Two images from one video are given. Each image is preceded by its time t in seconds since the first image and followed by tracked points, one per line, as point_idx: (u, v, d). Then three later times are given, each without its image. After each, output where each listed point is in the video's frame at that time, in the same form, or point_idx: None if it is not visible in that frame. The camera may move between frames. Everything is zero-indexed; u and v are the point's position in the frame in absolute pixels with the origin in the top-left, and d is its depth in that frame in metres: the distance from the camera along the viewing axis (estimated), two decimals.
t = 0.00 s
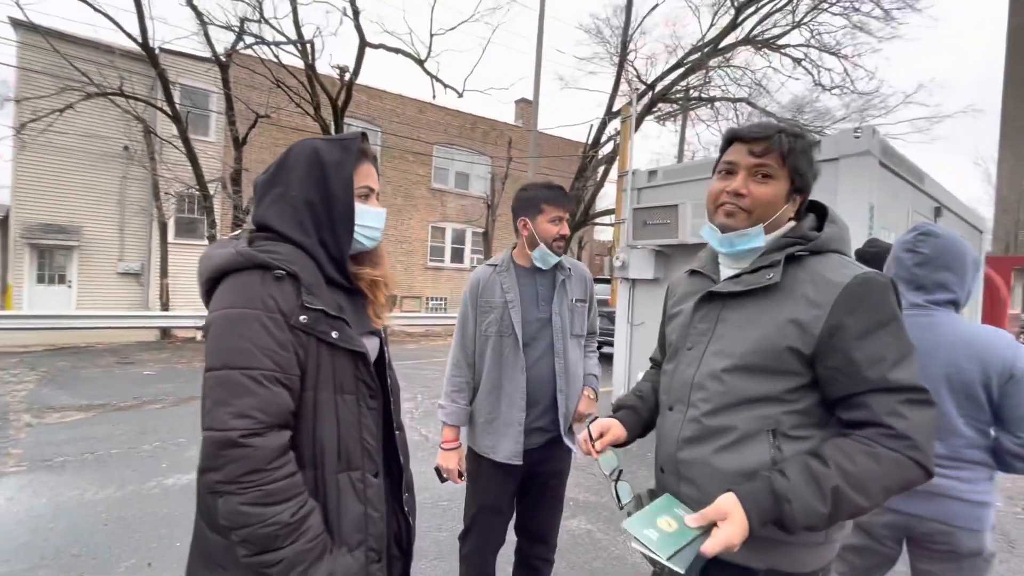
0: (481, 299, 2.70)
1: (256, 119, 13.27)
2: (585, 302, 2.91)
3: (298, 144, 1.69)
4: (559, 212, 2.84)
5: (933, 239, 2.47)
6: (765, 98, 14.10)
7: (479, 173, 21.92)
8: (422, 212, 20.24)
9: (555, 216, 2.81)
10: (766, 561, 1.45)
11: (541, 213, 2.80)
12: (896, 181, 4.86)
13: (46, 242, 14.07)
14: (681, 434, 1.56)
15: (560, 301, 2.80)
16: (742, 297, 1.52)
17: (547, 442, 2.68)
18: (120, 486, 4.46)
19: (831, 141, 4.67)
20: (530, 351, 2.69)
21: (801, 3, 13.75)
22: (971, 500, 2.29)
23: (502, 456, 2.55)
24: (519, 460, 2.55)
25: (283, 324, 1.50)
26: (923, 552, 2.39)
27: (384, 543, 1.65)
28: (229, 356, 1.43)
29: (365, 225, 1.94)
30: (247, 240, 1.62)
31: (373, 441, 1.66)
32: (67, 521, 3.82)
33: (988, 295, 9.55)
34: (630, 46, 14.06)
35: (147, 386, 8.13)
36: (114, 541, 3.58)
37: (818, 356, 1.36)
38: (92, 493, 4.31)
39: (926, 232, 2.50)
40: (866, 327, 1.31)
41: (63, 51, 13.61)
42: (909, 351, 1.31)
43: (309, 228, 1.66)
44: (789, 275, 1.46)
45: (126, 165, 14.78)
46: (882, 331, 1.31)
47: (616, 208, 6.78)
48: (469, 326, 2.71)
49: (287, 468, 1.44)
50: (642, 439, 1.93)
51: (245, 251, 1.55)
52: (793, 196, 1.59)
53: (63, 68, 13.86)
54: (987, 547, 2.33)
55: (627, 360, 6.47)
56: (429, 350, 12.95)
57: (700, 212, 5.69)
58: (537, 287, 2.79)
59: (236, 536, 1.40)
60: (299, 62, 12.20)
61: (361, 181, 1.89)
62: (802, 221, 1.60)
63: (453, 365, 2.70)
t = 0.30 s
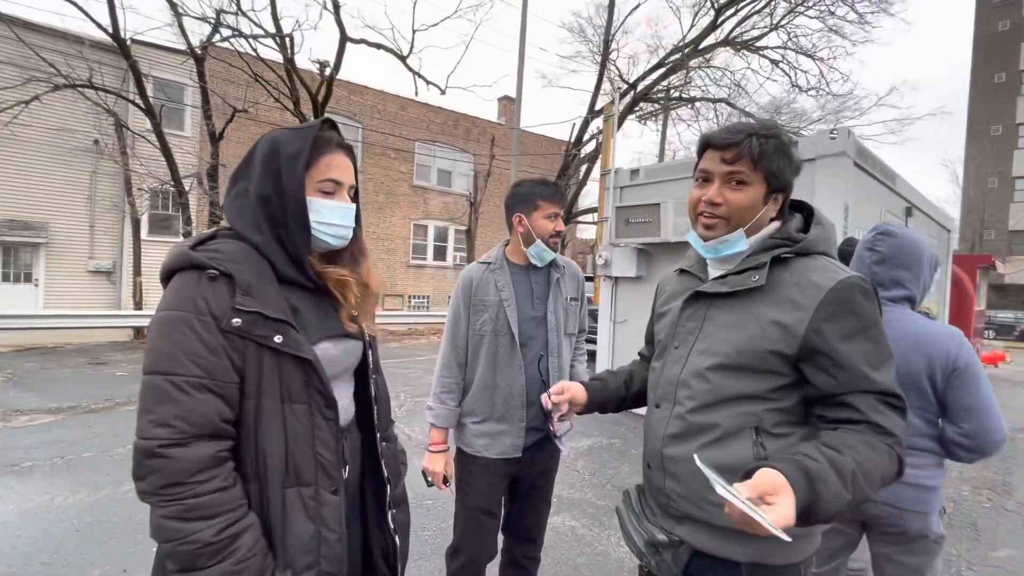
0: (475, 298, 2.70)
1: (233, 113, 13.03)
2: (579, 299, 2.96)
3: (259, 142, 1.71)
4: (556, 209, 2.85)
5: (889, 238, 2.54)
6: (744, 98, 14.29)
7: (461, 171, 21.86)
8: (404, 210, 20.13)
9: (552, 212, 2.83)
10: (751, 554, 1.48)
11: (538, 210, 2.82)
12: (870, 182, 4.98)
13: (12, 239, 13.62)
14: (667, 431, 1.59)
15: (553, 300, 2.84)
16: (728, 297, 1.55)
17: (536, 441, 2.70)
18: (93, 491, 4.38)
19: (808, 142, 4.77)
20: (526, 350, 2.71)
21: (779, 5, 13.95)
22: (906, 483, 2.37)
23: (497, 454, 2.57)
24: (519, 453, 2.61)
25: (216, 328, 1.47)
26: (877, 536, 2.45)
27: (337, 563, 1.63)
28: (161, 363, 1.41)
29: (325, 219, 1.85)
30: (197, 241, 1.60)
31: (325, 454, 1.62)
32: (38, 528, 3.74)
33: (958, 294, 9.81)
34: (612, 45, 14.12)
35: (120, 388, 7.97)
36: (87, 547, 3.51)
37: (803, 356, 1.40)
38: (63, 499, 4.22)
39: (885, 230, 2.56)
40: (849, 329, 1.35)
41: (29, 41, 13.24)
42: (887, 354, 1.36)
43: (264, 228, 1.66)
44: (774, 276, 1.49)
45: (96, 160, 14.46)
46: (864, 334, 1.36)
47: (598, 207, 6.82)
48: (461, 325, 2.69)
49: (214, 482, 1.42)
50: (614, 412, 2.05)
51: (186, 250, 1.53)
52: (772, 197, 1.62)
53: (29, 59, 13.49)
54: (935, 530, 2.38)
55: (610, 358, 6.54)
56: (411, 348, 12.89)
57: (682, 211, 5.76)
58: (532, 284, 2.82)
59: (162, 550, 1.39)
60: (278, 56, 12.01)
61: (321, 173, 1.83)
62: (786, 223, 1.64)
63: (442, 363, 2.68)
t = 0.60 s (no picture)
0: (455, 298, 2.65)
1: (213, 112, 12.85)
2: (555, 300, 2.96)
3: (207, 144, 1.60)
4: (522, 206, 2.82)
5: (845, 238, 2.59)
6: (726, 99, 14.45)
7: (446, 170, 21.81)
8: (389, 210, 20.04)
9: (517, 210, 2.81)
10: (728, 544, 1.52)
11: (502, 208, 2.81)
12: (847, 182, 5.08)
13: None
14: (651, 425, 1.63)
15: (532, 301, 2.83)
16: (709, 294, 1.59)
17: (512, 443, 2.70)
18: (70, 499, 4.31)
19: (788, 143, 4.86)
20: (506, 351, 2.69)
21: (759, 7, 14.13)
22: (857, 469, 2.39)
23: (474, 459, 2.55)
24: (496, 459, 2.59)
25: (124, 333, 1.36)
26: (833, 522, 2.46)
27: None
28: (84, 367, 1.35)
29: (266, 220, 1.63)
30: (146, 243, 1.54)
31: (245, 477, 1.46)
32: (12, 537, 3.67)
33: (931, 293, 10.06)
34: (595, 45, 14.19)
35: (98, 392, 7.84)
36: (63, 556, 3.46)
37: (779, 351, 1.44)
38: (39, 507, 4.15)
39: (841, 231, 2.62)
40: (822, 327, 1.39)
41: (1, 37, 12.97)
42: (861, 350, 1.40)
43: (204, 227, 1.55)
44: (751, 274, 1.53)
45: (71, 159, 14.19)
46: (839, 329, 1.40)
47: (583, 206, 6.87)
48: (439, 325, 2.63)
49: (110, 494, 1.33)
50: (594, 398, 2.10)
51: (125, 249, 1.47)
52: (736, 192, 1.65)
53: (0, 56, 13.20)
54: (886, 514, 2.39)
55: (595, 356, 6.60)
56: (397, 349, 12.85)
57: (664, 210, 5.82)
58: (511, 284, 2.80)
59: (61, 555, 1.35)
60: (259, 54, 11.87)
61: (257, 170, 1.64)
62: (762, 220, 1.68)
63: (417, 363, 2.61)
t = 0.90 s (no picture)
0: (404, 303, 2.48)
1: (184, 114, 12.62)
2: (507, 301, 2.81)
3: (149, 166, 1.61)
4: (459, 207, 2.63)
5: (788, 237, 2.70)
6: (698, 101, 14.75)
7: (424, 172, 21.81)
8: (367, 212, 19.94)
9: (453, 210, 2.62)
10: (681, 522, 1.57)
11: (440, 208, 2.64)
12: (811, 183, 5.27)
13: None
14: (615, 415, 1.69)
15: (485, 303, 2.66)
16: (673, 293, 1.65)
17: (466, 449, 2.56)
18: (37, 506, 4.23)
19: (754, 146, 5.02)
20: (458, 357, 2.54)
21: (729, 11, 14.45)
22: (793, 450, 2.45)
23: (429, 470, 2.42)
24: (454, 468, 2.46)
25: (63, 339, 1.35)
26: (779, 501, 2.49)
27: None
28: (31, 372, 1.36)
29: (203, 230, 1.56)
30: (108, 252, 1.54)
31: (166, 490, 1.40)
32: None
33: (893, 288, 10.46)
34: (571, 49, 14.37)
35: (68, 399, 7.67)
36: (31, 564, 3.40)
37: (729, 345, 1.53)
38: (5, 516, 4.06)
39: (786, 230, 2.73)
40: (767, 324, 1.49)
41: None
42: (802, 347, 1.51)
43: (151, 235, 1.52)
44: (709, 275, 1.61)
45: (33, 161, 13.77)
46: (784, 326, 1.50)
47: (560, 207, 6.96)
48: (388, 329, 2.47)
49: (43, 494, 1.34)
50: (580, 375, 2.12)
51: (86, 257, 1.48)
52: (708, 201, 1.74)
53: None
54: (822, 492, 2.45)
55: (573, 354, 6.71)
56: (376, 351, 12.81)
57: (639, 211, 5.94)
58: (462, 287, 2.62)
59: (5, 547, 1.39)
60: (231, 55, 11.74)
61: (191, 183, 1.58)
62: (723, 225, 1.76)
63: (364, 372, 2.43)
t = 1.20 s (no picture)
0: (350, 299, 2.52)
1: (126, 107, 12.14)
2: (455, 289, 2.85)
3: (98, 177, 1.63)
4: (393, 199, 2.65)
5: (721, 229, 2.86)
6: (653, 96, 15.09)
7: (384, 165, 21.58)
8: (326, 207, 19.62)
9: (388, 203, 2.64)
10: (626, 484, 1.71)
11: (375, 202, 2.65)
12: (755, 175, 5.55)
13: None
14: (565, 393, 1.81)
15: (430, 294, 2.72)
16: (613, 282, 1.78)
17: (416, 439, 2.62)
18: None
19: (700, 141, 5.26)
20: (407, 349, 2.61)
21: (680, 8, 14.82)
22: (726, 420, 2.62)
23: (382, 461, 2.47)
24: (405, 461, 2.51)
25: (25, 337, 1.38)
26: (718, 466, 2.66)
27: None
28: None
29: (157, 235, 1.59)
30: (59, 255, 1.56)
31: (136, 471, 1.45)
32: None
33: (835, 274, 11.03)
34: (529, 43, 14.46)
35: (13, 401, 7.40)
36: None
37: (665, 326, 1.69)
38: None
39: (718, 223, 2.89)
40: (696, 307, 1.67)
41: None
42: (725, 325, 1.70)
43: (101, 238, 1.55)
44: (648, 265, 1.75)
45: None
46: (710, 308, 1.69)
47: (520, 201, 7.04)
48: (335, 325, 2.50)
49: (13, 483, 1.38)
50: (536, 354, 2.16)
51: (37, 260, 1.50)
52: (651, 198, 1.90)
53: None
54: (755, 456, 2.63)
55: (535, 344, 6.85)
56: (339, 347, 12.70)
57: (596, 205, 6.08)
58: (406, 280, 2.67)
59: None
60: (177, 46, 11.37)
61: (140, 192, 1.61)
62: (659, 218, 1.90)
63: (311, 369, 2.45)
